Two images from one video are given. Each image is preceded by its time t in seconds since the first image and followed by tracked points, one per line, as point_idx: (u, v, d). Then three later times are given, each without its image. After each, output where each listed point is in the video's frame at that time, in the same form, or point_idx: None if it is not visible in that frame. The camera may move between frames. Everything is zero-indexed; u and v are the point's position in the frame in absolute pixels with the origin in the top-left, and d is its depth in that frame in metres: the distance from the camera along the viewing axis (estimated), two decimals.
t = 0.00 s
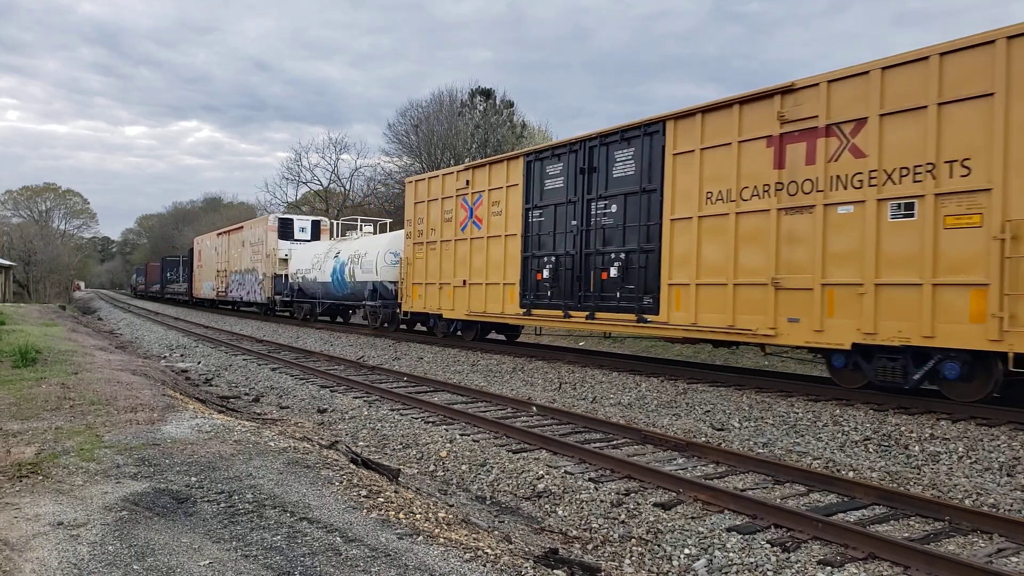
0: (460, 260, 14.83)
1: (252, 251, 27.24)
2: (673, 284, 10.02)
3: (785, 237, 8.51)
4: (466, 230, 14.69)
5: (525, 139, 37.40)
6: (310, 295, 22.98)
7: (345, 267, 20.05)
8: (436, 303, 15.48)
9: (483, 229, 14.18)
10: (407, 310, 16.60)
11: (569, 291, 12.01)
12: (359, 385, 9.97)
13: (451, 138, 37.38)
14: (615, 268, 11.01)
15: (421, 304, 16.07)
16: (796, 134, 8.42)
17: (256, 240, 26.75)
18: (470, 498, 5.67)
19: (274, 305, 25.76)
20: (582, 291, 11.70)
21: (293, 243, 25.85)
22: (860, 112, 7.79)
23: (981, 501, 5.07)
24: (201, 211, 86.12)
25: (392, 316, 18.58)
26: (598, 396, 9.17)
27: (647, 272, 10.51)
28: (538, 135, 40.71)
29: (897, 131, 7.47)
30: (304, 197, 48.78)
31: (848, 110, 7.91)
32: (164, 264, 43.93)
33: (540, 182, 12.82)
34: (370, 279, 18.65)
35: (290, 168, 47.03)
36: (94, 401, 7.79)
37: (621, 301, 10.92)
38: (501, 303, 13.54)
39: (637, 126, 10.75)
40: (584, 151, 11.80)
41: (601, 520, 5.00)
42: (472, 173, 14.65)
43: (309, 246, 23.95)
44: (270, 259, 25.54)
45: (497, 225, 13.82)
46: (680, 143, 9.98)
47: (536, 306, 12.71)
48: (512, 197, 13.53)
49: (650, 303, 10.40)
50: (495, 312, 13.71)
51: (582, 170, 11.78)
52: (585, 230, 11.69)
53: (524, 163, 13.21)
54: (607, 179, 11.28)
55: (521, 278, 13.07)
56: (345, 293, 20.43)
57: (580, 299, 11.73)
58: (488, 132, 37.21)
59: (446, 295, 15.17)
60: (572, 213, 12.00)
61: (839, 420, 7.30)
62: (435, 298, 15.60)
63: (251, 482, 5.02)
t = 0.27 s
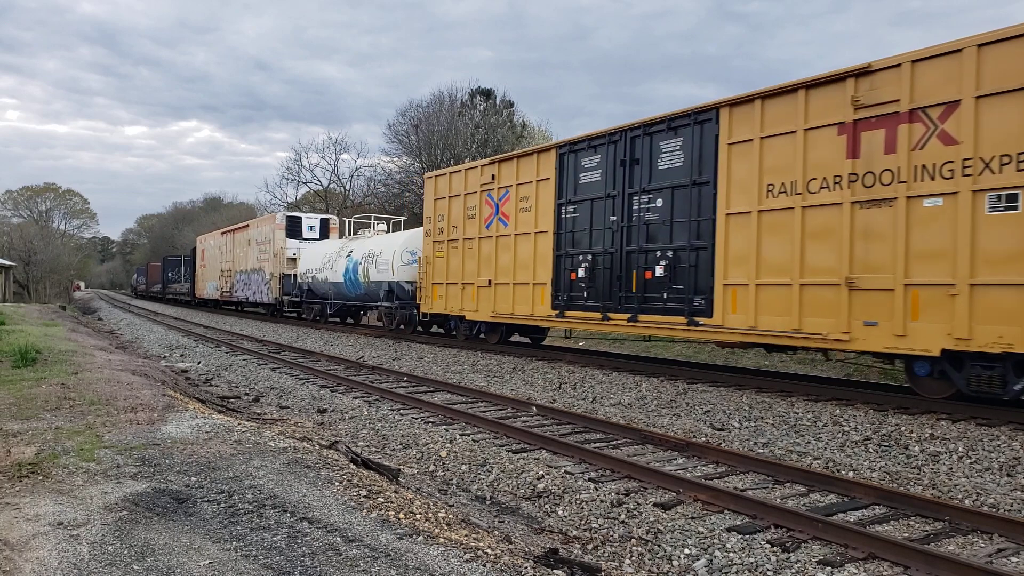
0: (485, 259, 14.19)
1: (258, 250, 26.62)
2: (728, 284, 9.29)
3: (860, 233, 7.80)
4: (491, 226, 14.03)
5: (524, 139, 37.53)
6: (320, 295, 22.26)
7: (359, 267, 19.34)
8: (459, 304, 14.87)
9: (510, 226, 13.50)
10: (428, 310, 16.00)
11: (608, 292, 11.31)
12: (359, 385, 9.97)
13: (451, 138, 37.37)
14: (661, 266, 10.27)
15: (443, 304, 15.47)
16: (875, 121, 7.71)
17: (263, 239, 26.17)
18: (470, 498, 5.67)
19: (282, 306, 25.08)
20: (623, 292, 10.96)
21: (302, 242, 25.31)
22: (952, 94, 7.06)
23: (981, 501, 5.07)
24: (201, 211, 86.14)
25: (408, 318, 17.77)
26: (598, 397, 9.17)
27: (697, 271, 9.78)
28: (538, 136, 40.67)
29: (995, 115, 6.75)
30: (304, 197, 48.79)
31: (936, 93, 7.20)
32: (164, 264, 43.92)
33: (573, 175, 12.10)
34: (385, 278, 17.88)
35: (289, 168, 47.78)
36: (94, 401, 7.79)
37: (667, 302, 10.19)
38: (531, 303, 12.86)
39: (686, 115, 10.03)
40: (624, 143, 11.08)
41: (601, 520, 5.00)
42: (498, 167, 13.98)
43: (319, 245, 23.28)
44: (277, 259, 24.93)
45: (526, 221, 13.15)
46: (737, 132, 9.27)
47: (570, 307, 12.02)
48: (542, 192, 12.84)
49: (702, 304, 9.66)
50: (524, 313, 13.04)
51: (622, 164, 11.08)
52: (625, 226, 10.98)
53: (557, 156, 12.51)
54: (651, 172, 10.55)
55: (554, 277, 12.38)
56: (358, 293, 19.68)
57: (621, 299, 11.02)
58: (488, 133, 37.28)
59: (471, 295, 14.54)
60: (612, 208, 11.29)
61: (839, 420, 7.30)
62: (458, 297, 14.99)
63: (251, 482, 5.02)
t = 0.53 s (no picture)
0: (512, 258, 13.38)
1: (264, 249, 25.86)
2: (793, 284, 8.45)
3: (951, 226, 6.99)
4: (519, 223, 13.19)
5: (524, 139, 37.56)
6: (332, 295, 21.49)
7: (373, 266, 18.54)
8: (484, 305, 14.08)
9: (540, 223, 12.66)
10: (450, 312, 15.24)
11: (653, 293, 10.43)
12: (359, 385, 9.97)
13: (451, 138, 37.35)
14: (715, 265, 9.42)
15: (466, 306, 14.72)
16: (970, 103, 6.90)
17: (270, 238, 25.42)
18: (471, 498, 5.68)
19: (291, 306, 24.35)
20: (671, 292, 10.10)
21: (310, 241, 24.61)
22: None
23: (981, 501, 5.07)
24: (201, 211, 86.14)
25: (426, 319, 16.97)
26: (598, 397, 9.17)
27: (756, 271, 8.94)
28: (538, 136, 40.64)
29: None
30: (304, 197, 48.80)
31: None
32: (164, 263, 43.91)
33: (612, 168, 11.23)
34: (401, 278, 17.11)
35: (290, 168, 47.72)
36: (94, 401, 7.79)
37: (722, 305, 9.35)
38: (564, 304, 12.03)
39: (742, 101, 9.20)
40: (671, 132, 10.23)
41: (601, 520, 5.00)
42: (526, 160, 13.14)
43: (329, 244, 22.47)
44: (285, 258, 24.14)
45: (558, 217, 12.30)
46: (803, 119, 8.45)
47: (609, 309, 11.16)
48: (576, 186, 11.98)
49: (763, 306, 8.82)
50: (557, 315, 12.21)
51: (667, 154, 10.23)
52: (673, 221, 10.12)
53: (594, 147, 11.62)
54: (702, 163, 9.73)
55: (590, 276, 11.53)
56: (372, 293, 18.88)
57: (668, 300, 10.16)
58: (488, 132, 37.32)
59: (496, 296, 13.73)
60: (657, 202, 10.44)
61: (839, 420, 7.30)
62: (483, 298, 14.19)
63: (251, 482, 5.02)
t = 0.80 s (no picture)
0: (543, 257, 12.68)
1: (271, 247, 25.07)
2: (868, 284, 7.75)
3: None
4: (552, 219, 12.45)
5: (524, 139, 37.47)
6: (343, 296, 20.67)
7: (389, 265, 17.76)
8: (512, 306, 13.33)
9: (575, 219, 11.91)
10: (474, 313, 14.46)
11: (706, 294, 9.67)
12: (360, 385, 9.97)
13: (451, 138, 37.28)
14: (778, 263, 8.72)
15: (493, 307, 13.97)
16: None
17: (278, 236, 24.66)
18: (471, 498, 5.67)
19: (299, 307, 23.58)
20: (726, 292, 9.37)
21: (320, 240, 23.87)
22: None
23: (981, 501, 5.07)
24: (201, 211, 86.12)
25: (446, 321, 16.15)
26: (598, 397, 9.17)
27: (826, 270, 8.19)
28: (538, 136, 40.57)
29: None
30: (304, 197, 48.78)
31: None
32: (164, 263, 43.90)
33: (657, 159, 10.51)
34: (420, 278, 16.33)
35: (289, 168, 47.28)
36: (94, 401, 7.79)
37: (785, 306, 8.61)
38: (603, 305, 11.27)
39: (808, 86, 8.48)
40: (725, 120, 9.51)
41: (600, 520, 5.00)
42: (559, 153, 12.41)
43: (341, 242, 21.59)
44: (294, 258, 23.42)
45: (595, 213, 11.56)
46: (879, 104, 7.76)
47: (654, 311, 10.39)
48: (615, 179, 11.24)
49: (834, 307, 8.08)
50: (594, 317, 11.45)
51: (721, 145, 9.52)
52: (728, 216, 9.40)
53: (635, 138, 10.89)
54: (761, 153, 9.04)
55: (632, 275, 10.78)
56: (388, 293, 18.08)
57: (724, 301, 9.41)
58: (488, 132, 37.17)
59: (526, 296, 12.99)
60: (709, 196, 9.73)
61: (839, 421, 7.30)
62: (512, 298, 13.42)
63: (251, 482, 5.02)
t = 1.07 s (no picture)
0: (578, 255, 11.79)
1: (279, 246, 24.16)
2: (962, 284, 6.92)
3: None
4: (589, 214, 11.52)
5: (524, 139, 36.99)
6: (357, 296, 19.89)
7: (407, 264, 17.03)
8: (542, 307, 12.46)
9: (615, 214, 11.00)
10: (501, 315, 13.60)
11: (767, 294, 8.78)
12: (360, 385, 9.97)
13: (451, 137, 37.15)
14: (852, 262, 7.84)
15: (520, 308, 13.11)
16: None
17: (286, 234, 23.79)
18: (470, 498, 5.68)
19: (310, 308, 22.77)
20: (791, 294, 8.48)
21: (329, 238, 22.98)
22: None
23: (981, 501, 5.07)
24: (201, 211, 86.11)
25: (468, 323, 15.43)
26: (598, 397, 9.17)
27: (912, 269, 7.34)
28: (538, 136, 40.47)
29: None
30: (304, 197, 48.75)
31: None
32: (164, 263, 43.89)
33: (707, 150, 9.59)
34: (442, 277, 15.57)
35: (290, 167, 47.52)
36: (94, 401, 7.79)
37: (865, 308, 7.73)
38: (646, 308, 10.39)
39: (888, 67, 7.60)
40: (790, 105, 8.57)
41: (601, 520, 5.00)
42: (596, 144, 11.46)
43: (353, 241, 20.79)
44: (303, 256, 22.52)
45: (637, 207, 10.64)
46: (975, 85, 6.91)
47: (705, 313, 9.56)
48: (660, 171, 10.32)
49: (920, 310, 7.26)
50: (636, 320, 10.58)
51: (785, 133, 8.61)
52: (793, 211, 8.49)
53: (684, 127, 9.95)
54: (831, 142, 8.15)
55: (681, 274, 9.89)
56: (405, 293, 17.30)
57: (788, 304, 8.52)
58: (487, 133, 36.66)
59: (558, 297, 12.12)
60: (770, 189, 8.82)
61: (839, 420, 7.30)
62: (543, 299, 12.53)
63: (251, 482, 5.02)
